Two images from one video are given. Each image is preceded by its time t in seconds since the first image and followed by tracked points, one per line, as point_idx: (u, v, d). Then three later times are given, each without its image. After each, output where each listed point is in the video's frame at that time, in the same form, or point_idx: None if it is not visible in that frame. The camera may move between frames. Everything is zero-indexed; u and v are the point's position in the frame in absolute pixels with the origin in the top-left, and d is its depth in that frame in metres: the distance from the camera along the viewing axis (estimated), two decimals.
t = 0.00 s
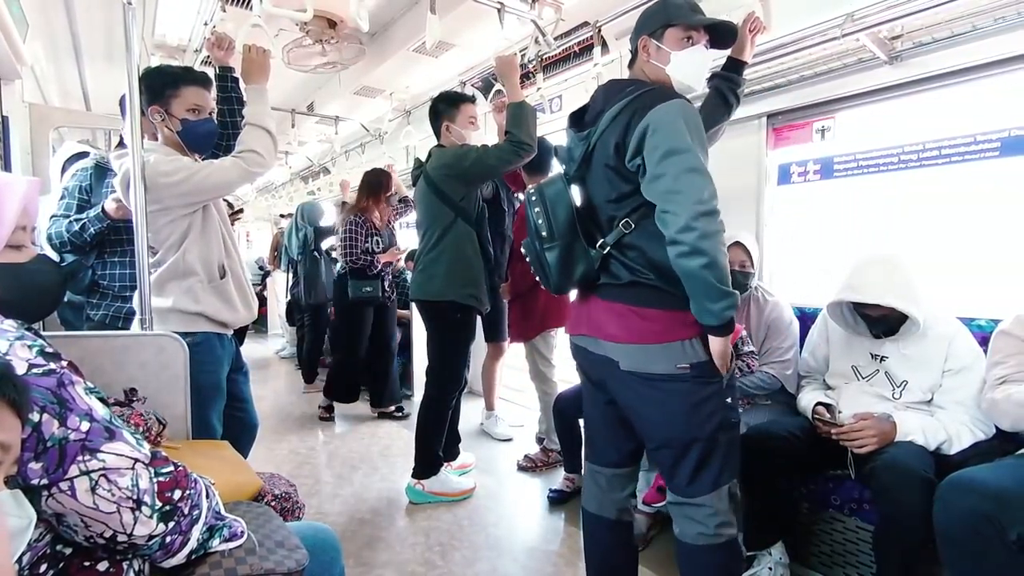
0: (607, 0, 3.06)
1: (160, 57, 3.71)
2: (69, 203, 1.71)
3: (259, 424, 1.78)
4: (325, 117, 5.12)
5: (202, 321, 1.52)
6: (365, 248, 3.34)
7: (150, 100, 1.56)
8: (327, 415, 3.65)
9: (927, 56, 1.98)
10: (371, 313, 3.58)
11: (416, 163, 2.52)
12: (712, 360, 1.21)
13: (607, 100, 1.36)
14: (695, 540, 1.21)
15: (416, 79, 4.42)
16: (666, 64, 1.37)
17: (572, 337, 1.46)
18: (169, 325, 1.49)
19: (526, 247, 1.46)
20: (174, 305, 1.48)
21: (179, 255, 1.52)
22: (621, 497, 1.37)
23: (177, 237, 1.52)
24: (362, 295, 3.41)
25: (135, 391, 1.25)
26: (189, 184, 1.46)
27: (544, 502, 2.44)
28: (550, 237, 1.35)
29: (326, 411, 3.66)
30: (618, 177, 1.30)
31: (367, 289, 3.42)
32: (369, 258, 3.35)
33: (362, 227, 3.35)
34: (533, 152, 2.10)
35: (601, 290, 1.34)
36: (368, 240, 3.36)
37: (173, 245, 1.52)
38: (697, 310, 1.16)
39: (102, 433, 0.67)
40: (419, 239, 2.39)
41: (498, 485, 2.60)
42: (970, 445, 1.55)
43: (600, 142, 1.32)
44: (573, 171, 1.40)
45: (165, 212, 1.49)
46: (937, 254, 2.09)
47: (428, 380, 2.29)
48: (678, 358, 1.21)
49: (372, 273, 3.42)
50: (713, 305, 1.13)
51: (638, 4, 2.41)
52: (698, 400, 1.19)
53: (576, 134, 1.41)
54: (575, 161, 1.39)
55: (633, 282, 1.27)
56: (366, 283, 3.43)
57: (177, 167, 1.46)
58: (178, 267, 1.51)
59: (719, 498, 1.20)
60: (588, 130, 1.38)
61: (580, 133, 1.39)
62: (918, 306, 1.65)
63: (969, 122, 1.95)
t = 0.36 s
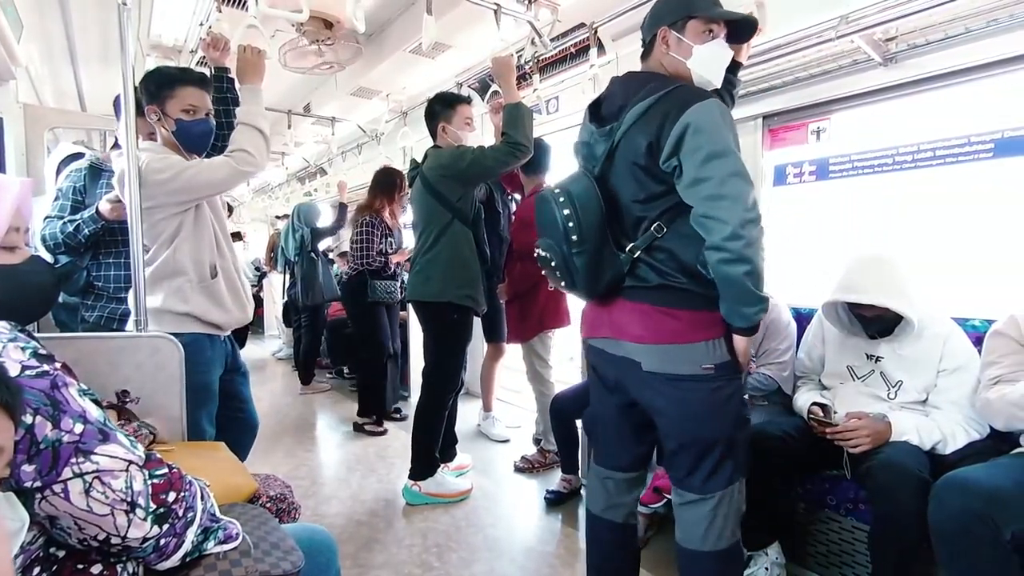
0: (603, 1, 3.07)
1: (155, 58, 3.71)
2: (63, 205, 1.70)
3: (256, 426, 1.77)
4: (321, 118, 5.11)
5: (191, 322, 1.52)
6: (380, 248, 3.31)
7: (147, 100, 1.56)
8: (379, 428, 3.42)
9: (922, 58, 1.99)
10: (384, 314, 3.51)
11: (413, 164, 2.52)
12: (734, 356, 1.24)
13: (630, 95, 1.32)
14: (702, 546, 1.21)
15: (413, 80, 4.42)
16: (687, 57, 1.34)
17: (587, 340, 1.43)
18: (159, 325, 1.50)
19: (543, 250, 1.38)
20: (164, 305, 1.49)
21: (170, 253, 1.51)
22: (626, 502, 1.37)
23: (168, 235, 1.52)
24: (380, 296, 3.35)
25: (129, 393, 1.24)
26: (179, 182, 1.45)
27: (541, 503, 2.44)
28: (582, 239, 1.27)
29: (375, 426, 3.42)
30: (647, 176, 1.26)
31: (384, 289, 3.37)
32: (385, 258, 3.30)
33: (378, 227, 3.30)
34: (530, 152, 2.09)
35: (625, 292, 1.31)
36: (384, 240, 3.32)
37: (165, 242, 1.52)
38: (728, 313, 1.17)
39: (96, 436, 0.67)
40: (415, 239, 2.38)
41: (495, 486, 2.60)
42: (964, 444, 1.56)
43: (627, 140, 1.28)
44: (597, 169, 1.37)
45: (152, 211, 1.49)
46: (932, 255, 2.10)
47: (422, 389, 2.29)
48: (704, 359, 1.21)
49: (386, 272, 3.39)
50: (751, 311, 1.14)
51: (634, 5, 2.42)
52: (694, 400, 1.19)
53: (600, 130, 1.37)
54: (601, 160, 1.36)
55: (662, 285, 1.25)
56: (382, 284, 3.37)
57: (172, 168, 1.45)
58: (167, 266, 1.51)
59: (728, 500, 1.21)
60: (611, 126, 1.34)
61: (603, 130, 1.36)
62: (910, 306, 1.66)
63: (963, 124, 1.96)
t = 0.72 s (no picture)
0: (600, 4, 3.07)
1: (151, 58, 3.70)
2: (58, 206, 1.69)
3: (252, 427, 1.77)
4: (318, 120, 5.11)
5: (187, 322, 1.52)
6: (388, 247, 3.31)
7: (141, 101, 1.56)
8: (381, 431, 3.40)
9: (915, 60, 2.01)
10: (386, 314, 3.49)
11: (409, 164, 2.50)
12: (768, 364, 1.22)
13: (667, 84, 1.25)
14: (717, 554, 1.17)
15: (410, 82, 4.42)
16: (720, 48, 1.27)
17: (614, 345, 1.37)
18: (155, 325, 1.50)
19: (578, 250, 1.30)
20: (160, 305, 1.49)
21: (166, 252, 1.51)
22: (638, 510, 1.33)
23: (164, 233, 1.52)
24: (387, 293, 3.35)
25: (122, 394, 1.24)
26: (169, 181, 1.45)
27: (537, 504, 2.43)
28: (625, 238, 1.20)
29: (374, 429, 3.41)
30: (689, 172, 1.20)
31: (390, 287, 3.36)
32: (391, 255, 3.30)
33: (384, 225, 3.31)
34: (526, 154, 2.10)
35: (661, 294, 1.24)
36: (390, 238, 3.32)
37: (160, 240, 1.52)
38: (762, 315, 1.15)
39: (88, 436, 0.66)
40: (411, 240, 2.38)
41: (492, 488, 2.59)
42: (959, 445, 1.57)
43: (668, 133, 1.21)
44: (632, 164, 1.28)
45: (149, 210, 1.49)
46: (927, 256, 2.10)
47: (418, 392, 2.28)
48: (742, 364, 1.17)
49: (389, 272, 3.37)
50: (787, 317, 1.12)
51: (630, 8, 2.42)
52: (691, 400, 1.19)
53: (634, 122, 1.29)
54: (637, 154, 1.27)
55: (703, 286, 1.20)
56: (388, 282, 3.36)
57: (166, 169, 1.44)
58: (163, 266, 1.50)
59: (746, 509, 1.18)
60: (648, 118, 1.26)
61: (638, 122, 1.28)
62: (905, 307, 1.66)
63: (956, 126, 1.96)
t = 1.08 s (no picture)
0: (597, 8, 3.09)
1: (147, 61, 3.70)
2: (54, 207, 1.69)
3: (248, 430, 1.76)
4: (315, 122, 5.11)
5: (183, 323, 1.51)
6: (387, 249, 3.31)
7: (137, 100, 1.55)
8: (376, 434, 3.41)
9: (908, 65, 2.02)
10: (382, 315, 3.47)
11: (407, 168, 2.50)
12: (789, 367, 1.21)
13: (690, 82, 1.23)
14: (728, 558, 1.15)
15: (408, 85, 4.42)
16: (736, 48, 1.28)
17: (628, 350, 1.32)
18: (149, 327, 1.49)
19: (605, 252, 1.25)
20: (155, 307, 1.48)
21: (160, 253, 1.50)
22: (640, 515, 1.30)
23: (158, 234, 1.51)
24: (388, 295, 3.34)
25: (117, 397, 1.23)
26: (161, 182, 1.45)
27: (534, 507, 2.43)
28: (654, 241, 1.16)
29: (368, 432, 3.41)
30: (716, 172, 1.17)
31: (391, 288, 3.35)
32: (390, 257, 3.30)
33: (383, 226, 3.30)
34: (523, 157, 2.10)
35: (686, 300, 1.20)
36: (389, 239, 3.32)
37: (155, 241, 1.51)
38: (790, 318, 1.17)
39: (81, 439, 0.66)
40: (409, 242, 2.37)
41: (488, 491, 2.58)
42: (953, 448, 1.58)
43: (695, 131, 1.18)
44: (658, 164, 1.24)
45: (142, 211, 1.48)
46: (920, 259, 2.11)
47: (415, 396, 2.28)
48: (765, 371, 1.16)
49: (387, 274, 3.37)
50: (817, 317, 1.14)
51: (627, 12, 2.43)
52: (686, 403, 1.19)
53: (657, 120, 1.25)
54: (661, 155, 1.23)
55: (733, 291, 1.16)
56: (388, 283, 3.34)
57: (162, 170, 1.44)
58: (158, 266, 1.50)
59: (760, 511, 1.17)
60: (670, 116, 1.23)
61: (660, 120, 1.24)
62: (902, 311, 1.65)
63: (949, 130, 1.98)
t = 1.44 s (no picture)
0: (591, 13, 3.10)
1: (139, 63, 3.68)
2: (41, 210, 1.67)
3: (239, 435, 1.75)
4: (308, 125, 5.09)
5: (169, 328, 1.51)
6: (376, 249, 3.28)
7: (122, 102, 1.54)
8: (369, 438, 3.40)
9: (897, 73, 2.05)
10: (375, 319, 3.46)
11: (398, 172, 2.50)
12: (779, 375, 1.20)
13: (677, 90, 1.23)
14: (720, 561, 1.15)
15: (402, 88, 4.43)
16: (723, 54, 1.28)
17: (621, 354, 1.32)
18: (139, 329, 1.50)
19: (593, 257, 1.26)
20: (144, 310, 1.48)
21: (149, 255, 1.50)
22: (631, 519, 1.30)
23: (146, 237, 1.50)
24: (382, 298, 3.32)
25: (105, 402, 1.22)
26: (146, 184, 1.44)
27: (527, 512, 2.43)
28: (644, 247, 1.17)
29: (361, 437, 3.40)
30: (705, 177, 1.18)
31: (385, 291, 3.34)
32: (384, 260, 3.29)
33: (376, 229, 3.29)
34: (516, 162, 2.10)
35: (679, 303, 1.21)
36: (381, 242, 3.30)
37: (142, 244, 1.51)
38: (785, 320, 1.15)
39: (70, 445, 0.65)
40: (401, 246, 2.37)
41: (481, 496, 2.58)
42: (942, 451, 1.60)
43: (682, 138, 1.19)
44: (644, 170, 1.26)
45: (129, 214, 1.47)
46: (908, 265, 2.13)
47: (407, 401, 2.27)
48: (756, 376, 1.16)
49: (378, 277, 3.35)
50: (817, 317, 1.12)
51: (620, 18, 2.45)
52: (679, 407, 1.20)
53: (645, 127, 1.26)
54: (648, 162, 1.25)
55: (725, 294, 1.17)
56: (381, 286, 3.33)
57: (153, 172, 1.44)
58: (147, 270, 1.49)
59: (752, 515, 1.17)
60: (658, 123, 1.24)
61: (648, 127, 1.25)
62: (890, 316, 1.67)
63: (937, 137, 2.01)
